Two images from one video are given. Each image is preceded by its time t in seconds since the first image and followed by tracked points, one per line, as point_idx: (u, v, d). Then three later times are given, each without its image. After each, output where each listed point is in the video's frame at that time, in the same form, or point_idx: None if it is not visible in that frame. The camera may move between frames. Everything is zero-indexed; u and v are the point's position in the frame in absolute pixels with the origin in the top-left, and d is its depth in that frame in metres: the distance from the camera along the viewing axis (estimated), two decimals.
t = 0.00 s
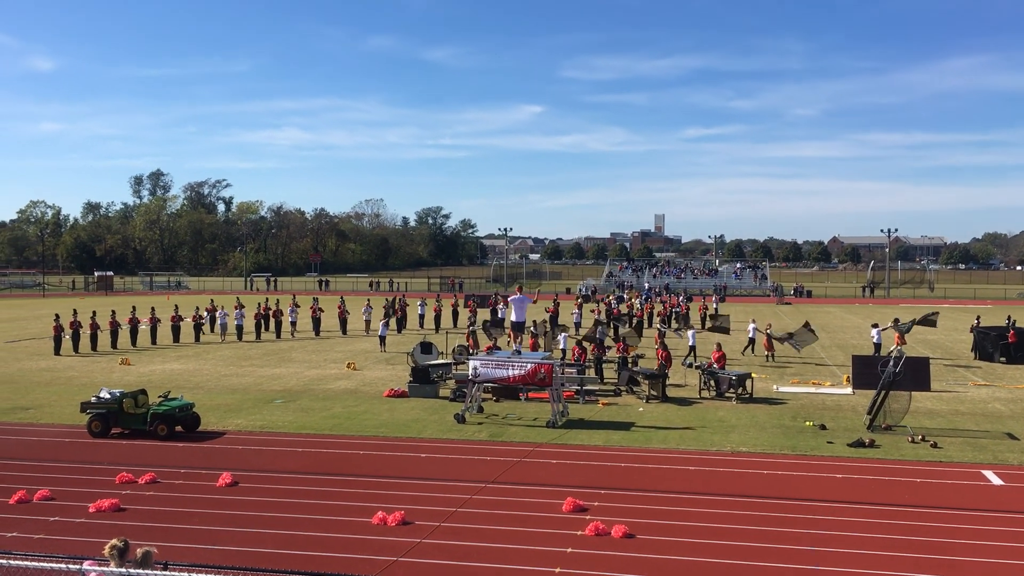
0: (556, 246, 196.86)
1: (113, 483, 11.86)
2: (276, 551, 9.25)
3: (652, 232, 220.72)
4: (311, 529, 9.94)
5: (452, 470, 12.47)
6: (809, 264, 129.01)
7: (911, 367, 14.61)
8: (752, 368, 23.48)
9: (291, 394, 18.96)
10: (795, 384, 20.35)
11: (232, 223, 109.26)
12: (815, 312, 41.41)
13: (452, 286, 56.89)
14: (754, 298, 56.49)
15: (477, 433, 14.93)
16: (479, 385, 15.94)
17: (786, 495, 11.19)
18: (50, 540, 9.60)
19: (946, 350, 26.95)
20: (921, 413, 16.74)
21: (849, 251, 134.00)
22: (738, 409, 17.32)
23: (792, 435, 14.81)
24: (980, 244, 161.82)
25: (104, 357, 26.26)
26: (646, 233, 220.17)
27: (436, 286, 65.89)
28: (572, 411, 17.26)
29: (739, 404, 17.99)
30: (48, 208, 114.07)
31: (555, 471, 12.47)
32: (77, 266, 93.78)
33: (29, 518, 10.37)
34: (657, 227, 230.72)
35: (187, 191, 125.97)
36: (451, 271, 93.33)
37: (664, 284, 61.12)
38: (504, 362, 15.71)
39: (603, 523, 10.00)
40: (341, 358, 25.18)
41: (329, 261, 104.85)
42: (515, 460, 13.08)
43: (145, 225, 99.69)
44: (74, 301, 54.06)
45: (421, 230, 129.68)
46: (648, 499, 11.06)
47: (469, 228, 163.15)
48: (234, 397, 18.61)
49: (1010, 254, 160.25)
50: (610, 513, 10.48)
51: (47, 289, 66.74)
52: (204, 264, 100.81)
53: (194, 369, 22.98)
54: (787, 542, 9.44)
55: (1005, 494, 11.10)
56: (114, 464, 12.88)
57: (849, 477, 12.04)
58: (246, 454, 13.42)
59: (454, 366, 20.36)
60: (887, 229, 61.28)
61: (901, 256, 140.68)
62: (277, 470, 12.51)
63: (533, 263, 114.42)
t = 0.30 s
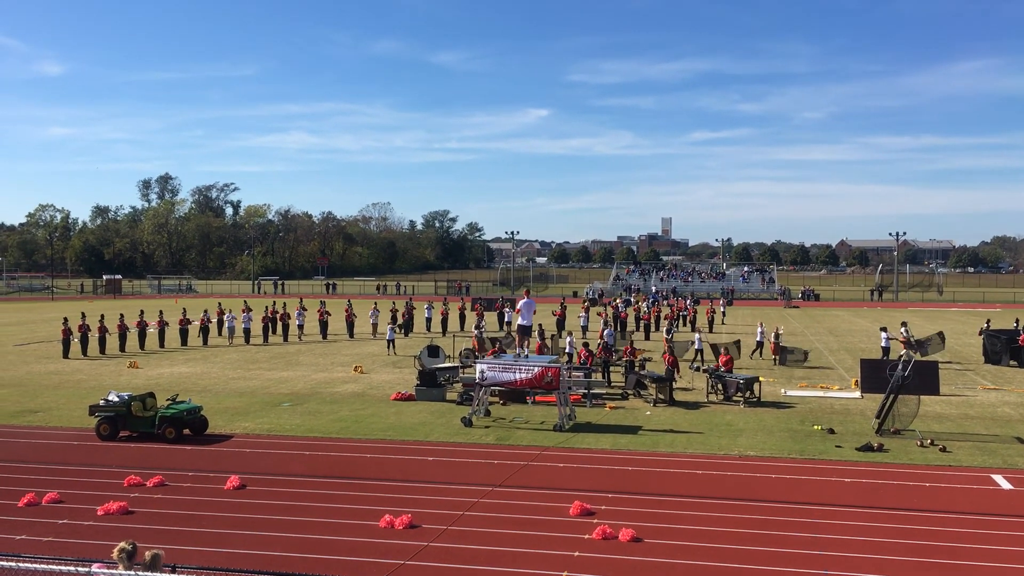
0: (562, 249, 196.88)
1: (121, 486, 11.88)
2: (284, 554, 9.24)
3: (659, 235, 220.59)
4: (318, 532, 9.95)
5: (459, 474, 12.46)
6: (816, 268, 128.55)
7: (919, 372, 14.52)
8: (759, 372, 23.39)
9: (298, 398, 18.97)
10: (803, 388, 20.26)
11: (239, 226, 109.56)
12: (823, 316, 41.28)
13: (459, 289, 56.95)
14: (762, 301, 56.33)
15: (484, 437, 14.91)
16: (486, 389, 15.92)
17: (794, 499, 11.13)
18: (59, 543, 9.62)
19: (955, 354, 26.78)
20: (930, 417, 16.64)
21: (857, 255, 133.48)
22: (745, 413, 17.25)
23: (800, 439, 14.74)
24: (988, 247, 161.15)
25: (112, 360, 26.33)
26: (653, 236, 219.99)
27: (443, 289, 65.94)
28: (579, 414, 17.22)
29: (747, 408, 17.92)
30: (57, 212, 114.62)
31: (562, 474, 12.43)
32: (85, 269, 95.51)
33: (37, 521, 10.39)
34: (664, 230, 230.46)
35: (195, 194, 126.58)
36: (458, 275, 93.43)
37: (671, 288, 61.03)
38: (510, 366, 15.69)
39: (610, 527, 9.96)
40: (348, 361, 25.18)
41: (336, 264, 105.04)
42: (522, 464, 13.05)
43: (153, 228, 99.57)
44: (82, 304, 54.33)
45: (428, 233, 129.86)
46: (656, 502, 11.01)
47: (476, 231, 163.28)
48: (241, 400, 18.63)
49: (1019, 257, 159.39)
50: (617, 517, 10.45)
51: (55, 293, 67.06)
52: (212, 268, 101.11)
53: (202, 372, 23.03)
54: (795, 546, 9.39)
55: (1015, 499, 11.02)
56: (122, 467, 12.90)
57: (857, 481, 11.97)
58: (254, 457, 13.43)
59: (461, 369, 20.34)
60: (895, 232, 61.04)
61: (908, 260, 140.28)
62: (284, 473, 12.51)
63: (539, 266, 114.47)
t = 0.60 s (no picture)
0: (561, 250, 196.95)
1: (118, 486, 11.86)
2: (282, 555, 9.22)
3: (658, 236, 220.65)
4: (316, 532, 9.93)
5: (458, 474, 12.44)
6: (815, 268, 128.68)
7: (918, 373, 14.55)
8: (758, 373, 23.40)
9: (296, 398, 18.96)
10: (802, 389, 20.26)
11: (238, 227, 109.50)
12: (822, 317, 41.28)
13: (458, 290, 56.90)
14: (761, 302, 56.33)
15: (483, 438, 14.90)
16: (485, 389, 15.90)
17: (794, 500, 11.11)
18: (56, 543, 9.60)
19: (953, 355, 26.77)
20: (929, 418, 16.64)
21: (856, 256, 133.43)
22: (744, 414, 17.25)
23: (798, 440, 14.73)
24: (988, 249, 161.22)
25: (110, 360, 26.29)
26: (652, 237, 220.18)
27: (442, 289, 65.88)
28: (578, 415, 17.20)
29: (745, 408, 17.91)
30: (56, 212, 114.46)
31: (561, 475, 12.42)
32: (84, 269, 94.65)
33: (35, 521, 10.38)
34: (662, 231, 230.59)
35: (194, 194, 126.54)
36: (456, 275, 93.41)
37: (670, 289, 61.03)
38: (509, 366, 15.68)
39: (609, 528, 9.95)
40: (346, 362, 25.16)
41: (335, 264, 104.98)
42: (521, 464, 13.04)
43: (152, 228, 99.79)
44: (80, 304, 54.28)
45: (427, 233, 129.91)
46: (655, 503, 11.00)
47: (475, 231, 163.32)
48: (239, 401, 18.62)
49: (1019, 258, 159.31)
50: (616, 517, 10.44)
51: (54, 292, 67.00)
52: (211, 267, 101.13)
53: (200, 372, 23.02)
54: (794, 546, 9.39)
55: (1014, 500, 11.01)
56: (120, 467, 12.88)
57: (856, 482, 11.96)
58: (253, 458, 13.42)
59: (460, 369, 20.32)
60: (894, 234, 61.06)
61: (907, 261, 140.49)
62: (283, 473, 12.50)
63: (538, 267, 114.48)
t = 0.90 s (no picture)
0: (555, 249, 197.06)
1: (112, 485, 11.84)
2: (276, 554, 9.23)
3: (652, 236, 220.93)
4: (310, 532, 9.92)
5: (452, 474, 12.45)
6: (809, 268, 129.01)
7: (911, 372, 14.68)
8: (751, 372, 23.47)
9: (290, 397, 18.94)
10: (795, 389, 20.33)
11: (232, 226, 109.23)
12: (815, 316, 41.41)
13: (452, 289, 56.92)
14: (754, 302, 56.46)
15: (477, 437, 14.90)
16: (479, 388, 15.91)
17: (789, 500, 11.15)
18: (49, 542, 9.58)
19: (946, 355, 26.88)
20: (921, 418, 16.72)
21: (850, 257, 133.78)
22: (738, 413, 17.31)
23: (792, 439, 14.78)
24: (982, 249, 161.77)
25: (104, 359, 26.22)
26: (646, 237, 220.43)
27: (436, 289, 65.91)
28: (572, 415, 17.21)
29: (739, 408, 17.97)
30: (49, 211, 114.01)
31: (555, 475, 12.44)
32: (78, 268, 94.30)
33: (28, 520, 10.35)
34: (657, 231, 230.91)
35: (188, 194, 126.32)
36: (451, 275, 93.35)
37: (664, 288, 61.14)
38: (503, 366, 15.70)
39: (603, 527, 9.97)
40: (341, 361, 25.15)
41: (329, 264, 104.81)
42: (515, 463, 13.06)
43: (145, 228, 99.83)
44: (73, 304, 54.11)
45: (422, 233, 129.82)
46: (650, 503, 11.02)
47: (469, 231, 163.30)
48: (233, 400, 18.59)
49: (1012, 259, 160.07)
50: (611, 517, 10.47)
51: (46, 292, 66.74)
52: (205, 267, 100.87)
53: (194, 372, 23.00)
54: (786, 546, 9.43)
55: (1007, 499, 11.07)
56: (114, 466, 12.86)
57: (849, 482, 12.01)
58: (247, 457, 13.41)
59: (454, 369, 20.31)
60: (887, 234, 61.25)
61: (900, 262, 141.03)
62: (277, 473, 12.49)
63: (533, 266, 114.53)
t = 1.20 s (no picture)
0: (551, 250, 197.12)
1: (106, 486, 11.81)
2: (270, 555, 9.20)
3: (648, 237, 221.01)
4: (304, 533, 9.91)
5: (447, 474, 12.44)
6: (804, 269, 129.29)
7: (906, 373, 14.64)
8: (747, 373, 23.49)
9: (285, 398, 18.92)
10: (790, 389, 20.37)
11: (227, 226, 109.05)
12: (810, 317, 41.49)
13: (448, 290, 56.89)
14: (749, 302, 56.55)
15: (472, 438, 14.89)
16: (474, 389, 15.91)
17: (784, 500, 11.16)
18: (42, 543, 9.55)
19: (940, 355, 26.96)
20: (916, 418, 16.76)
21: (845, 257, 134.02)
22: (733, 414, 17.33)
23: (787, 440, 14.81)
24: (976, 250, 162.15)
25: (98, 360, 26.14)
26: (641, 237, 220.56)
27: (432, 289, 65.87)
28: (567, 415, 17.21)
29: (734, 408, 18.00)
30: (43, 211, 113.68)
31: (550, 475, 12.43)
32: (72, 269, 93.97)
33: (22, 521, 10.32)
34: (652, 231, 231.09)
35: (183, 194, 126.03)
36: (446, 275, 93.37)
37: (659, 289, 61.19)
38: (499, 366, 15.71)
39: (598, 528, 9.97)
40: (336, 362, 25.14)
41: (324, 265, 104.70)
42: (510, 464, 13.06)
43: (140, 228, 99.38)
44: (67, 304, 53.95)
45: (417, 233, 129.78)
46: (645, 503, 11.03)
47: (465, 232, 163.33)
48: (227, 401, 18.56)
49: (1007, 259, 160.55)
50: (606, 517, 10.47)
51: (40, 292, 66.54)
52: (199, 267, 100.70)
53: (188, 372, 22.96)
54: (780, 546, 9.45)
55: (1002, 500, 11.09)
56: (108, 467, 12.82)
57: (843, 482, 12.04)
58: (242, 458, 13.39)
59: (449, 370, 20.30)
60: (882, 234, 61.38)
61: (894, 262, 141.45)
62: (272, 474, 12.48)
63: (528, 267, 114.53)
